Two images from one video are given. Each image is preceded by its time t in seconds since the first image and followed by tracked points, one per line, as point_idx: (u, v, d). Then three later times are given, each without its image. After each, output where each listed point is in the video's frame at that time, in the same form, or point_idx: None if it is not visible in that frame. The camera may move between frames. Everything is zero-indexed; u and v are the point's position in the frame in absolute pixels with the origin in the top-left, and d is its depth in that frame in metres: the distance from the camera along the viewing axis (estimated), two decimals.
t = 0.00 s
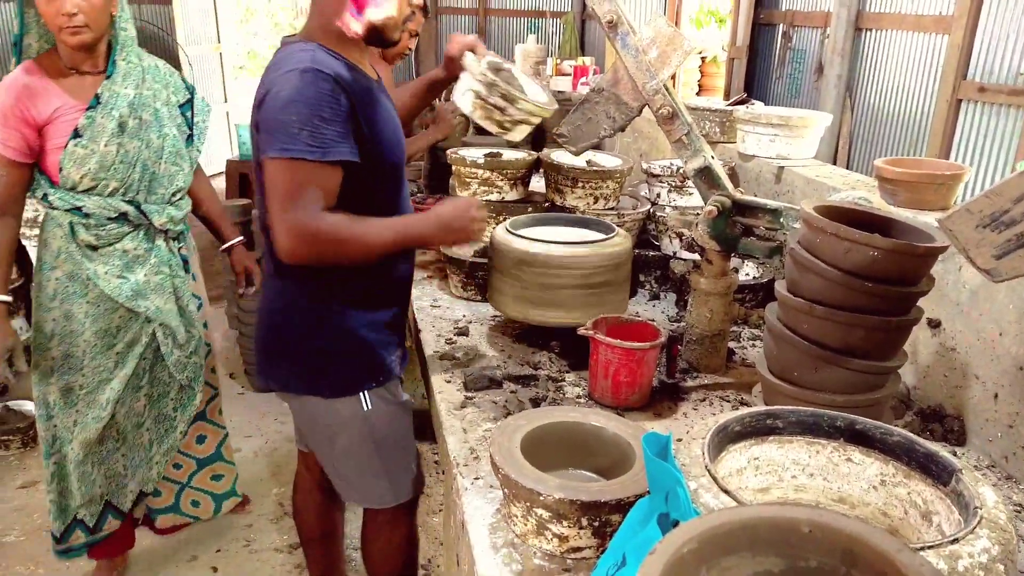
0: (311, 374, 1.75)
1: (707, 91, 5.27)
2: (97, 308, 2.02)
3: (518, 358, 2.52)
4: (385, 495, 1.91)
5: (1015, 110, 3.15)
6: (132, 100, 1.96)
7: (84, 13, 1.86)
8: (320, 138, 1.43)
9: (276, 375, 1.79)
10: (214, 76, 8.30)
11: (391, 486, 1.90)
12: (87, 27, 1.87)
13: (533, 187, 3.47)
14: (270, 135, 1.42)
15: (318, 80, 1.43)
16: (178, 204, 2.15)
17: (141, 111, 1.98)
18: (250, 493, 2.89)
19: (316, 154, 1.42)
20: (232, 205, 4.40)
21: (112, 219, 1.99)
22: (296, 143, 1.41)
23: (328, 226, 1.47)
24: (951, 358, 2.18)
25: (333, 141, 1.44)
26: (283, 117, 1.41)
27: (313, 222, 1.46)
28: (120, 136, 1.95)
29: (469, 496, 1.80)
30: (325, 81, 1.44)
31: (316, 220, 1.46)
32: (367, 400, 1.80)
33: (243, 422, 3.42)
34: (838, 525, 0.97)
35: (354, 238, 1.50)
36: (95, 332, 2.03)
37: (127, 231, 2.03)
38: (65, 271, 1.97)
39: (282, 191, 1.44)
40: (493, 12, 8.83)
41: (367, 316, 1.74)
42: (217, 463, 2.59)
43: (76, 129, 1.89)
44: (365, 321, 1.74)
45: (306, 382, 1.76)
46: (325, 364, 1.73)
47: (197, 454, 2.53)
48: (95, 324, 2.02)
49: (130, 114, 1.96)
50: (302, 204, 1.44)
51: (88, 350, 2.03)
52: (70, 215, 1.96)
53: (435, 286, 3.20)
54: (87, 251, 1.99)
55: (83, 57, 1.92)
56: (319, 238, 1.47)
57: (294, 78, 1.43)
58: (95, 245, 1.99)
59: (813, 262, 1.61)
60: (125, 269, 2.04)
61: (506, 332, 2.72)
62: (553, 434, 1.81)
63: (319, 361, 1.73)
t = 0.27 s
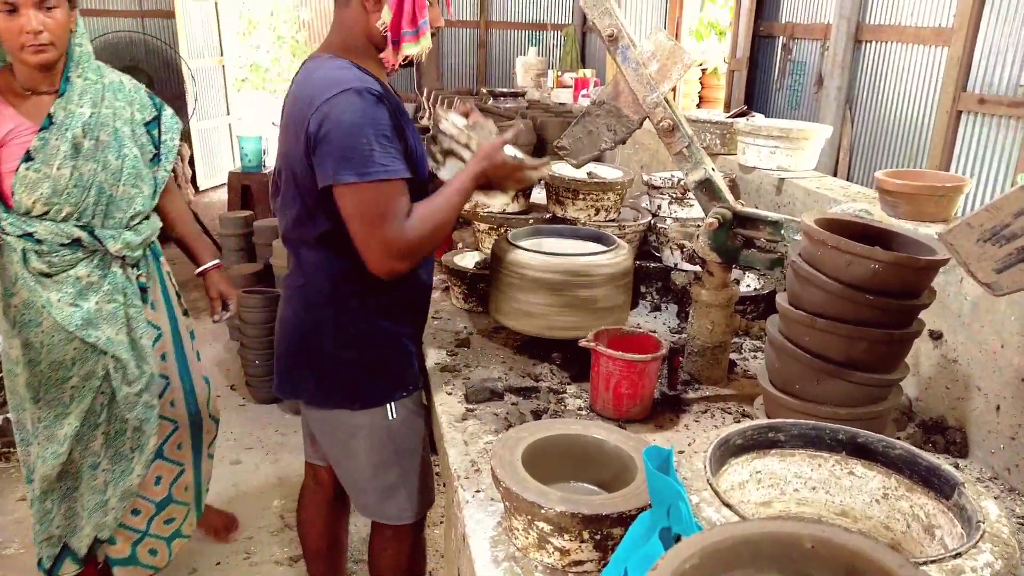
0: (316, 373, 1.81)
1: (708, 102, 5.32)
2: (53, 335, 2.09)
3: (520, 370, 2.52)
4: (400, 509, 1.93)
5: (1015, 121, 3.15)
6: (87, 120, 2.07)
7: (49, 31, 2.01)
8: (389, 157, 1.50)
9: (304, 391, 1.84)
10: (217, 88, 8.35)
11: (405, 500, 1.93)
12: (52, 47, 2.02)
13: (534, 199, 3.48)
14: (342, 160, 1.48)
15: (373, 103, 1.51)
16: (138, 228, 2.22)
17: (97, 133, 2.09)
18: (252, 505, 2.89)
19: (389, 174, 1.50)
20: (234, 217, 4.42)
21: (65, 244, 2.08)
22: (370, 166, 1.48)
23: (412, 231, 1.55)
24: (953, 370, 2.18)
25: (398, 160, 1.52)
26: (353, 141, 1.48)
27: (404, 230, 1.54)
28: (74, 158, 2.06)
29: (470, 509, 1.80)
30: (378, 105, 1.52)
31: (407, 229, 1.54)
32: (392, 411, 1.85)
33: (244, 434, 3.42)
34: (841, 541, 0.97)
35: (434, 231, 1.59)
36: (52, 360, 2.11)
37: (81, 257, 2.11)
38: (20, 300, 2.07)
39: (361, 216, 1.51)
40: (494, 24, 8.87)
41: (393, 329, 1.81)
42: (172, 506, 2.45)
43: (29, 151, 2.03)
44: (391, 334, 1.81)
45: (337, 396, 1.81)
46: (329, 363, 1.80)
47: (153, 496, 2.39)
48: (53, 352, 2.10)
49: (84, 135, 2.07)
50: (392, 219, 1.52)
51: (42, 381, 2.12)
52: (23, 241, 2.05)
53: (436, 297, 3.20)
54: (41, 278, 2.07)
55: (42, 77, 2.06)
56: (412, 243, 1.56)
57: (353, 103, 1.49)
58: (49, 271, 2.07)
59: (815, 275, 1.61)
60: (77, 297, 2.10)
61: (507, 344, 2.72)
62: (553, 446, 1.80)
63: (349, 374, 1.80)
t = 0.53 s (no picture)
0: (313, 381, 1.81)
1: (702, 110, 5.63)
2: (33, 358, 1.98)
3: (517, 379, 2.52)
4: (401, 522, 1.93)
5: (1009, 127, 3.17)
6: (65, 136, 1.92)
7: (32, 45, 1.93)
8: (388, 168, 1.51)
9: (305, 404, 1.84)
10: (214, 97, 8.37)
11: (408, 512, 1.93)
12: (35, 62, 1.93)
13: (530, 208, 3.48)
14: (339, 172, 1.48)
15: (370, 114, 1.51)
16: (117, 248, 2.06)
17: (76, 149, 1.95)
18: (249, 516, 2.88)
19: (388, 185, 1.50)
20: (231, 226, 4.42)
21: (42, 266, 1.93)
22: (368, 176, 1.48)
23: (422, 242, 1.55)
24: (949, 377, 2.18)
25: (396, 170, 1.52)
26: (350, 153, 1.48)
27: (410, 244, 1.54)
28: (53, 176, 1.92)
29: (467, 519, 1.79)
30: (374, 115, 1.52)
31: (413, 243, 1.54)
32: (394, 421, 1.86)
33: (241, 444, 3.41)
34: (838, 552, 0.97)
35: (448, 243, 1.58)
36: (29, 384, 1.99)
37: (58, 278, 1.96)
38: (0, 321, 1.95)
39: (368, 228, 1.51)
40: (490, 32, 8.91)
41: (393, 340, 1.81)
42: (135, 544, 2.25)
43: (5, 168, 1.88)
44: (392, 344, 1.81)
45: (339, 409, 1.81)
46: (325, 370, 1.79)
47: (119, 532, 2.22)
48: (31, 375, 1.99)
49: (64, 151, 1.93)
50: (396, 232, 1.52)
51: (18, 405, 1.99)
52: None
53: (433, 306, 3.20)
54: (19, 301, 1.94)
55: (20, 91, 1.94)
56: (420, 258, 1.56)
57: (347, 114, 1.50)
58: (27, 293, 1.93)
59: (810, 283, 1.61)
60: (55, 319, 1.96)
61: (504, 353, 2.72)
62: (551, 456, 1.80)
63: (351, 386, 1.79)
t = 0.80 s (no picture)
0: (302, 395, 1.80)
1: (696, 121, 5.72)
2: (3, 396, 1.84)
3: (511, 392, 2.51)
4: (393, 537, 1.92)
5: (1000, 138, 3.19)
6: (57, 163, 1.83)
7: (34, 67, 1.83)
8: (373, 175, 1.51)
9: (295, 420, 1.83)
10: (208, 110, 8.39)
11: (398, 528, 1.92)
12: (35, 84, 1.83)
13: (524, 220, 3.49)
14: (324, 181, 1.49)
15: (352, 123, 1.52)
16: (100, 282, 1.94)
17: (67, 177, 1.85)
18: (242, 531, 2.86)
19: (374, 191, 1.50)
20: (226, 239, 4.42)
21: (19, 299, 1.81)
22: (354, 183, 1.49)
23: (421, 255, 1.51)
24: (942, 388, 2.18)
25: (382, 176, 1.53)
26: (333, 162, 1.49)
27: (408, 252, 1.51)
28: (39, 204, 1.82)
29: (461, 535, 1.78)
30: (356, 124, 1.53)
31: (412, 251, 1.51)
32: (383, 435, 1.85)
33: (235, 458, 3.40)
34: (830, 569, 0.96)
35: (449, 261, 1.53)
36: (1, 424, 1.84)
37: (35, 312, 1.84)
38: None
39: (362, 232, 1.51)
40: (485, 44, 8.95)
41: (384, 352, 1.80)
42: None
43: None
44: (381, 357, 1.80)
45: (330, 423, 1.80)
46: (314, 384, 1.79)
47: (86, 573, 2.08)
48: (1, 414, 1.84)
49: (53, 180, 1.83)
50: (392, 237, 1.51)
51: None
52: None
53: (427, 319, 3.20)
54: None
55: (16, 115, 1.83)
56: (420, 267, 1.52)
57: (329, 124, 1.51)
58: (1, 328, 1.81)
59: (801, 297, 1.62)
60: (32, 357, 1.85)
61: (498, 365, 2.72)
62: (545, 471, 1.80)
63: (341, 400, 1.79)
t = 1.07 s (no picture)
0: (270, 406, 1.76)
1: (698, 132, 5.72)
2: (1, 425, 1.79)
3: (512, 404, 2.51)
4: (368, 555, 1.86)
5: (1000, 149, 3.19)
6: (67, 183, 1.78)
7: (52, 81, 1.78)
8: (360, 171, 1.52)
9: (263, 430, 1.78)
10: (212, 122, 8.44)
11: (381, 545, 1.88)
12: (53, 98, 1.79)
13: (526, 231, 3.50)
14: (312, 176, 1.50)
15: (337, 122, 1.54)
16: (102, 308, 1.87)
17: (76, 198, 1.80)
18: (244, 543, 2.86)
19: (360, 186, 1.50)
20: (229, 251, 4.44)
21: (17, 324, 1.77)
22: (340, 179, 1.50)
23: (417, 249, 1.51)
24: (943, 400, 2.18)
25: (368, 173, 1.53)
26: (319, 158, 1.50)
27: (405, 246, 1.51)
28: (44, 224, 1.77)
29: (461, 548, 1.78)
30: (341, 124, 1.55)
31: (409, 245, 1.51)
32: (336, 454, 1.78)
33: (237, 470, 3.40)
34: None
35: (446, 261, 1.54)
36: None
37: (34, 338, 1.80)
38: None
39: (351, 228, 1.50)
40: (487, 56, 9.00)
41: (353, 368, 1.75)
42: None
43: None
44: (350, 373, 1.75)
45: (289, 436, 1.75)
46: (279, 395, 1.74)
47: None
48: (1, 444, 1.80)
49: (60, 200, 1.78)
50: (387, 230, 1.50)
51: None
52: None
53: (428, 331, 3.21)
54: None
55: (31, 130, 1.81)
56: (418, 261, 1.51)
57: (314, 122, 1.53)
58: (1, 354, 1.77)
59: (800, 309, 1.62)
60: (25, 385, 1.80)
61: (499, 377, 2.72)
62: (546, 484, 1.80)
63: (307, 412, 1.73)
